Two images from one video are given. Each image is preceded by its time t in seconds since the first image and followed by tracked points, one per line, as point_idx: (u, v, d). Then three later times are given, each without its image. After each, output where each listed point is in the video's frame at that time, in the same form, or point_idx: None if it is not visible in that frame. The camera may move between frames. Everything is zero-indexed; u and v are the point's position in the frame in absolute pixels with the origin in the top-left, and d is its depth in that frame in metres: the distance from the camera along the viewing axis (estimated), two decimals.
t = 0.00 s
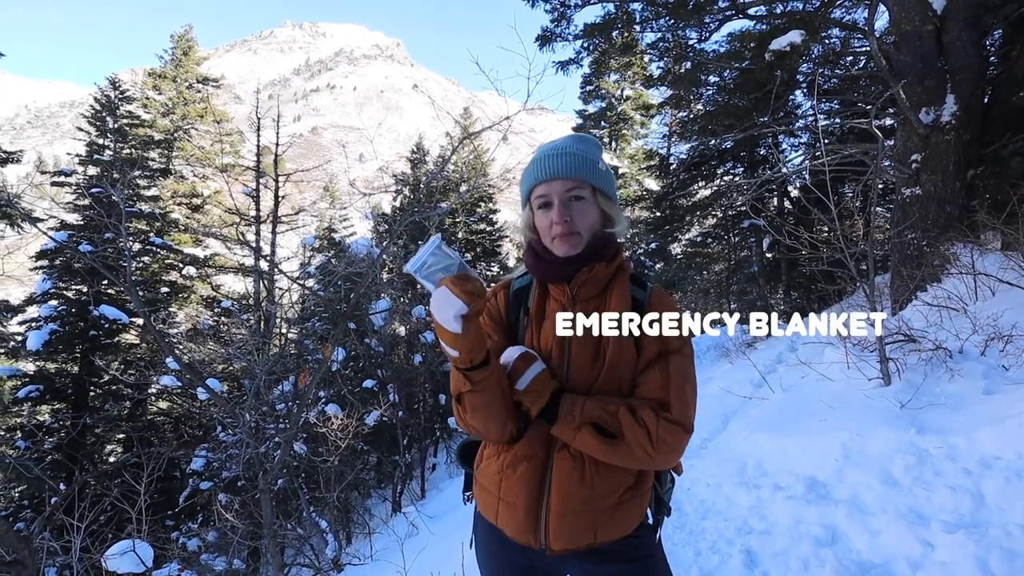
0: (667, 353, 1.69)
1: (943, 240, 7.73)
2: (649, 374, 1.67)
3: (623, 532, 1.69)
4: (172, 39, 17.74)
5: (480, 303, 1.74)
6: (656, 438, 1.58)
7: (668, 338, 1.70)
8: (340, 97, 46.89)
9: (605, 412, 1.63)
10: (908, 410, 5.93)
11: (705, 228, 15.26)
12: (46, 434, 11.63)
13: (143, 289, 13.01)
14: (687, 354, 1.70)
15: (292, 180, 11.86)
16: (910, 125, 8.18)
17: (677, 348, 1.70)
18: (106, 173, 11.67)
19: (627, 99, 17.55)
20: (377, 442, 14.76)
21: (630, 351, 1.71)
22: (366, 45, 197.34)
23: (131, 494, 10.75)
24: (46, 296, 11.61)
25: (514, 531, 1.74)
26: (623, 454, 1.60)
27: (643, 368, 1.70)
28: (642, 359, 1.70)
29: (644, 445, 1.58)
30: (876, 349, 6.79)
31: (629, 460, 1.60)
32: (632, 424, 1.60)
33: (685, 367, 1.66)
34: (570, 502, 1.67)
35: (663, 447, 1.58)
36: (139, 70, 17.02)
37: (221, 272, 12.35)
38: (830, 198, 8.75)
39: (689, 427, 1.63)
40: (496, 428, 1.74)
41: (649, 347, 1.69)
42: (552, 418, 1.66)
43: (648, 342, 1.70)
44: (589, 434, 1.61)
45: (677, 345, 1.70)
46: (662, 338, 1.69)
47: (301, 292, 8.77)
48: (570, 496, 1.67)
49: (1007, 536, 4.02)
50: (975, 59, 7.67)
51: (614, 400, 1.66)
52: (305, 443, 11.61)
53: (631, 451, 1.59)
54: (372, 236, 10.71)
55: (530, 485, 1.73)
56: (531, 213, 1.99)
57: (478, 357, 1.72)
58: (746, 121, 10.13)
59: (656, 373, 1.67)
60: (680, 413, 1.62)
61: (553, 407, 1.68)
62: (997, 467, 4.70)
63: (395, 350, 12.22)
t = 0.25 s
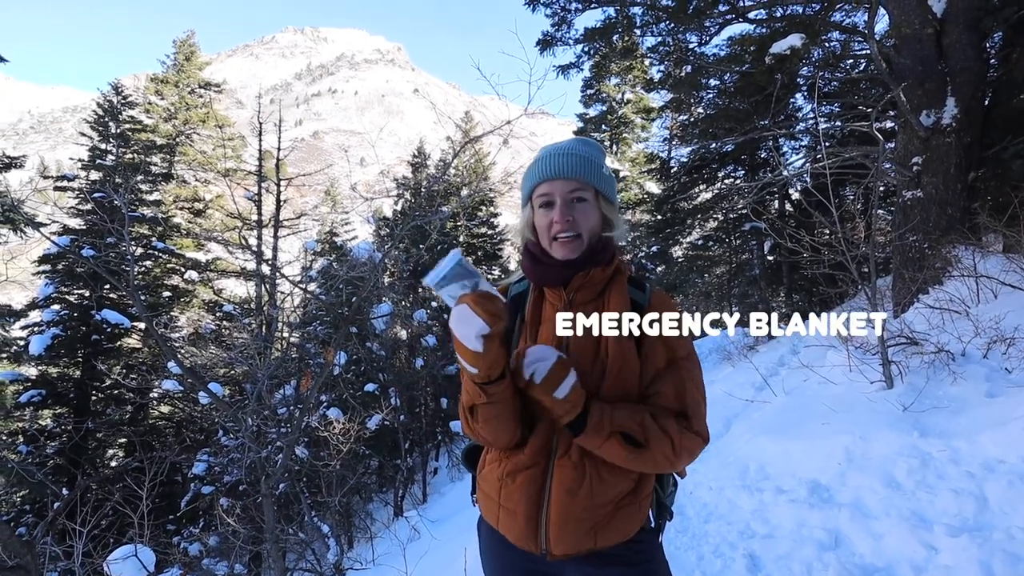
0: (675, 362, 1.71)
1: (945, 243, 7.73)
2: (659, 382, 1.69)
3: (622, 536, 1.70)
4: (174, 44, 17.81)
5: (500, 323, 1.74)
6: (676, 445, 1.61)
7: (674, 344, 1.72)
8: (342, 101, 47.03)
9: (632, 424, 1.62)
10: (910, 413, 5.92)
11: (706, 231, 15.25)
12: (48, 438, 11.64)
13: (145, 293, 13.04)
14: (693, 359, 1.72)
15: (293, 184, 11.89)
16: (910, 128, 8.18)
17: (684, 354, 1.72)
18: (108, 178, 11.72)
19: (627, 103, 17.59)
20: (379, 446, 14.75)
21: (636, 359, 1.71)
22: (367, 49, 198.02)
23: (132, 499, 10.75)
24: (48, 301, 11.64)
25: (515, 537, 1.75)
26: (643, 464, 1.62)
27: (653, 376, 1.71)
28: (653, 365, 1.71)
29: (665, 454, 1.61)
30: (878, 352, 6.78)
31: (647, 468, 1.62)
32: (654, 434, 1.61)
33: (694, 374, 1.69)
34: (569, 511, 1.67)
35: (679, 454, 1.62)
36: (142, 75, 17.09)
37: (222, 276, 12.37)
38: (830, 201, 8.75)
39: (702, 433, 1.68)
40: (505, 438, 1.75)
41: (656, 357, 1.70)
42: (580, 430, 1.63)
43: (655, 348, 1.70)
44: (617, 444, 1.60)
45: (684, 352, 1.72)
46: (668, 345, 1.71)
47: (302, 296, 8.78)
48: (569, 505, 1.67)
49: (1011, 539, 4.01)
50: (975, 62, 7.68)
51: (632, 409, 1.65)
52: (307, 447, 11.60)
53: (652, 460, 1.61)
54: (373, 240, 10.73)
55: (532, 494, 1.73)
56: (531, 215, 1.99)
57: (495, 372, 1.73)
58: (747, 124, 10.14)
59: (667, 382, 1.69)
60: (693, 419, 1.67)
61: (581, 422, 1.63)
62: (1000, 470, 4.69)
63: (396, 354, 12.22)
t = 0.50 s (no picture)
0: (677, 360, 1.73)
1: (945, 245, 7.74)
2: (660, 382, 1.70)
3: (619, 539, 1.69)
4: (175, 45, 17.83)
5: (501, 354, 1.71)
6: (678, 441, 1.63)
7: (674, 343, 1.73)
8: (343, 102, 47.05)
9: (648, 416, 1.61)
10: (910, 414, 5.92)
11: (707, 233, 15.25)
12: (49, 439, 11.65)
13: (146, 294, 13.05)
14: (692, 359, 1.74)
15: (294, 185, 11.90)
16: (910, 130, 8.19)
17: (684, 354, 1.74)
18: (109, 179, 11.73)
19: (628, 105, 17.60)
20: (379, 447, 14.75)
21: (636, 358, 1.73)
22: (368, 50, 198.21)
23: (133, 500, 10.76)
24: (49, 302, 11.65)
25: (515, 539, 1.76)
26: (648, 460, 1.61)
27: (654, 375, 1.72)
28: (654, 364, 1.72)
29: (669, 450, 1.61)
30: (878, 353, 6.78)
31: (650, 464, 1.62)
32: (660, 427, 1.61)
33: (694, 374, 1.71)
34: (565, 515, 1.67)
35: (681, 451, 1.64)
36: (143, 76, 17.10)
37: (223, 277, 12.38)
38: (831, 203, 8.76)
39: (699, 433, 1.70)
40: (506, 442, 1.77)
41: (656, 357, 1.72)
42: (602, 410, 1.59)
43: (655, 348, 1.72)
44: (627, 438, 1.59)
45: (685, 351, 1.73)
46: (668, 344, 1.73)
47: (303, 297, 8.79)
48: (565, 508, 1.67)
49: (1011, 540, 4.00)
50: (975, 65, 7.68)
51: (641, 399, 1.63)
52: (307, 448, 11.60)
53: (656, 456, 1.61)
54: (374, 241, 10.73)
55: (532, 497, 1.75)
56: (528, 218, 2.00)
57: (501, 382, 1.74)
58: (748, 126, 10.15)
59: (669, 380, 1.70)
60: (694, 418, 1.69)
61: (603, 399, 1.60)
62: (1000, 472, 4.69)
63: (397, 355, 12.22)
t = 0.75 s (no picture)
0: (661, 361, 1.69)
1: (944, 246, 7.75)
2: (642, 382, 1.66)
3: (613, 537, 1.69)
4: (174, 44, 17.78)
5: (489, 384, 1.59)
6: (654, 445, 1.59)
7: (660, 345, 1.70)
8: (342, 102, 47.00)
9: (618, 421, 1.56)
10: (909, 415, 5.92)
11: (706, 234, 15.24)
12: (47, 439, 11.62)
13: (145, 294, 13.03)
14: (678, 361, 1.70)
15: (294, 185, 11.88)
16: (910, 131, 8.19)
17: (670, 355, 1.70)
18: (107, 178, 11.71)
19: (627, 105, 17.61)
20: (378, 447, 14.75)
21: (621, 359, 1.69)
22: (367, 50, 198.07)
23: (131, 500, 10.74)
24: (47, 301, 11.63)
25: (510, 536, 1.79)
26: (624, 462, 1.57)
27: (636, 376, 1.68)
28: (638, 365, 1.69)
29: (642, 453, 1.57)
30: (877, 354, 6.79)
31: (625, 466, 1.58)
32: (631, 430, 1.56)
33: (675, 375, 1.67)
34: (557, 515, 1.68)
35: (659, 454, 1.60)
36: (141, 75, 17.05)
37: (222, 277, 12.35)
38: (830, 204, 8.77)
39: (675, 437, 1.67)
40: (502, 443, 1.77)
41: (641, 355, 1.69)
42: (566, 416, 1.54)
43: (641, 349, 1.69)
44: (597, 439, 1.56)
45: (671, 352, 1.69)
46: (654, 345, 1.69)
47: (302, 297, 8.78)
48: (558, 509, 1.68)
49: (1009, 541, 4.01)
50: (975, 66, 7.69)
51: (619, 400, 1.59)
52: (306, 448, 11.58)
53: (630, 460, 1.57)
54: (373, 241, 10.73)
55: (524, 494, 1.75)
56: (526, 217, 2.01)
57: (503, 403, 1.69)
58: (748, 126, 10.16)
59: (651, 382, 1.66)
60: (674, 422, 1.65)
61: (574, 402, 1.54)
62: (998, 472, 4.70)
63: (396, 355, 12.21)
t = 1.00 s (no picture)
0: (671, 363, 1.68)
1: (944, 244, 7.75)
2: (655, 386, 1.66)
3: (618, 546, 1.69)
4: (173, 45, 17.76)
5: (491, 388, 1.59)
6: (671, 451, 1.57)
7: (669, 347, 1.69)
8: (341, 102, 47.00)
9: (639, 430, 1.54)
10: (910, 414, 5.92)
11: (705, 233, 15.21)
12: (47, 441, 11.62)
13: (144, 295, 13.02)
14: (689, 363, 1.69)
15: (293, 186, 11.87)
16: (909, 130, 8.19)
17: (679, 357, 1.69)
18: (107, 179, 11.70)
19: (627, 105, 17.61)
20: (379, 447, 14.75)
21: (629, 362, 1.69)
22: (366, 51, 198.07)
23: (132, 501, 10.73)
24: (47, 303, 11.63)
25: (512, 545, 1.78)
26: (642, 471, 1.55)
27: (647, 379, 1.68)
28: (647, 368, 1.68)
29: (660, 460, 1.55)
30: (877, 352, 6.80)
31: (642, 475, 1.56)
32: (649, 437, 1.54)
33: (689, 376, 1.67)
34: (562, 525, 1.67)
35: (676, 462, 1.58)
36: (140, 77, 17.04)
37: (222, 278, 12.34)
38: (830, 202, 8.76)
39: (693, 444, 1.65)
40: (501, 452, 1.78)
41: (651, 358, 1.68)
42: (588, 424, 1.50)
43: (649, 351, 1.69)
44: (613, 449, 1.53)
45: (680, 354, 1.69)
46: (663, 348, 1.69)
47: (302, 297, 8.77)
48: (562, 519, 1.67)
49: (1010, 539, 4.01)
50: (975, 64, 7.69)
51: (634, 407, 1.57)
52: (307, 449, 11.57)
53: (646, 468, 1.55)
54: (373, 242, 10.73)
55: (528, 502, 1.74)
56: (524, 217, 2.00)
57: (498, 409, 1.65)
58: (747, 125, 10.16)
59: (661, 385, 1.65)
60: (688, 428, 1.64)
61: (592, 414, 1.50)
62: (999, 470, 4.70)
63: (397, 356, 12.21)
